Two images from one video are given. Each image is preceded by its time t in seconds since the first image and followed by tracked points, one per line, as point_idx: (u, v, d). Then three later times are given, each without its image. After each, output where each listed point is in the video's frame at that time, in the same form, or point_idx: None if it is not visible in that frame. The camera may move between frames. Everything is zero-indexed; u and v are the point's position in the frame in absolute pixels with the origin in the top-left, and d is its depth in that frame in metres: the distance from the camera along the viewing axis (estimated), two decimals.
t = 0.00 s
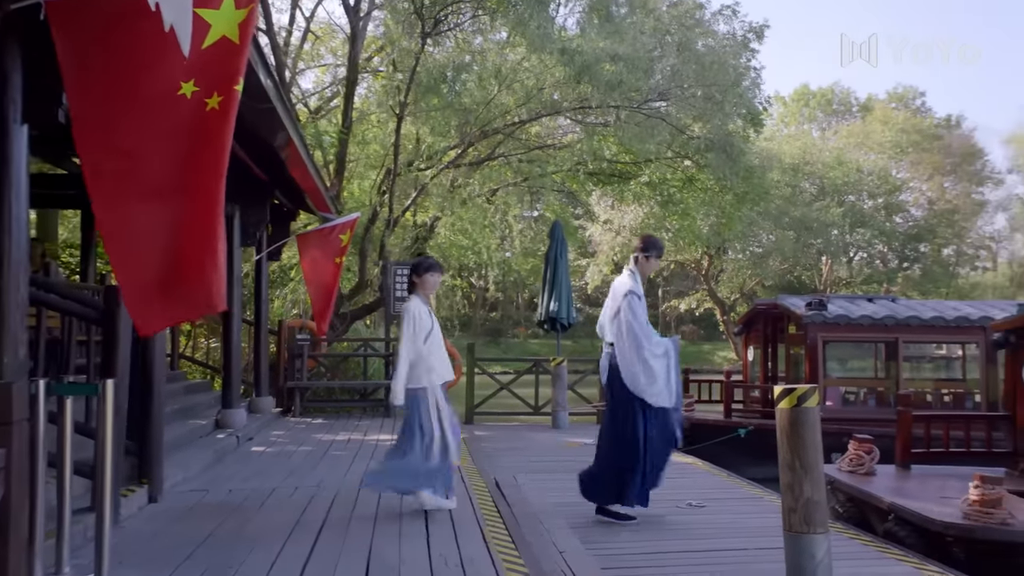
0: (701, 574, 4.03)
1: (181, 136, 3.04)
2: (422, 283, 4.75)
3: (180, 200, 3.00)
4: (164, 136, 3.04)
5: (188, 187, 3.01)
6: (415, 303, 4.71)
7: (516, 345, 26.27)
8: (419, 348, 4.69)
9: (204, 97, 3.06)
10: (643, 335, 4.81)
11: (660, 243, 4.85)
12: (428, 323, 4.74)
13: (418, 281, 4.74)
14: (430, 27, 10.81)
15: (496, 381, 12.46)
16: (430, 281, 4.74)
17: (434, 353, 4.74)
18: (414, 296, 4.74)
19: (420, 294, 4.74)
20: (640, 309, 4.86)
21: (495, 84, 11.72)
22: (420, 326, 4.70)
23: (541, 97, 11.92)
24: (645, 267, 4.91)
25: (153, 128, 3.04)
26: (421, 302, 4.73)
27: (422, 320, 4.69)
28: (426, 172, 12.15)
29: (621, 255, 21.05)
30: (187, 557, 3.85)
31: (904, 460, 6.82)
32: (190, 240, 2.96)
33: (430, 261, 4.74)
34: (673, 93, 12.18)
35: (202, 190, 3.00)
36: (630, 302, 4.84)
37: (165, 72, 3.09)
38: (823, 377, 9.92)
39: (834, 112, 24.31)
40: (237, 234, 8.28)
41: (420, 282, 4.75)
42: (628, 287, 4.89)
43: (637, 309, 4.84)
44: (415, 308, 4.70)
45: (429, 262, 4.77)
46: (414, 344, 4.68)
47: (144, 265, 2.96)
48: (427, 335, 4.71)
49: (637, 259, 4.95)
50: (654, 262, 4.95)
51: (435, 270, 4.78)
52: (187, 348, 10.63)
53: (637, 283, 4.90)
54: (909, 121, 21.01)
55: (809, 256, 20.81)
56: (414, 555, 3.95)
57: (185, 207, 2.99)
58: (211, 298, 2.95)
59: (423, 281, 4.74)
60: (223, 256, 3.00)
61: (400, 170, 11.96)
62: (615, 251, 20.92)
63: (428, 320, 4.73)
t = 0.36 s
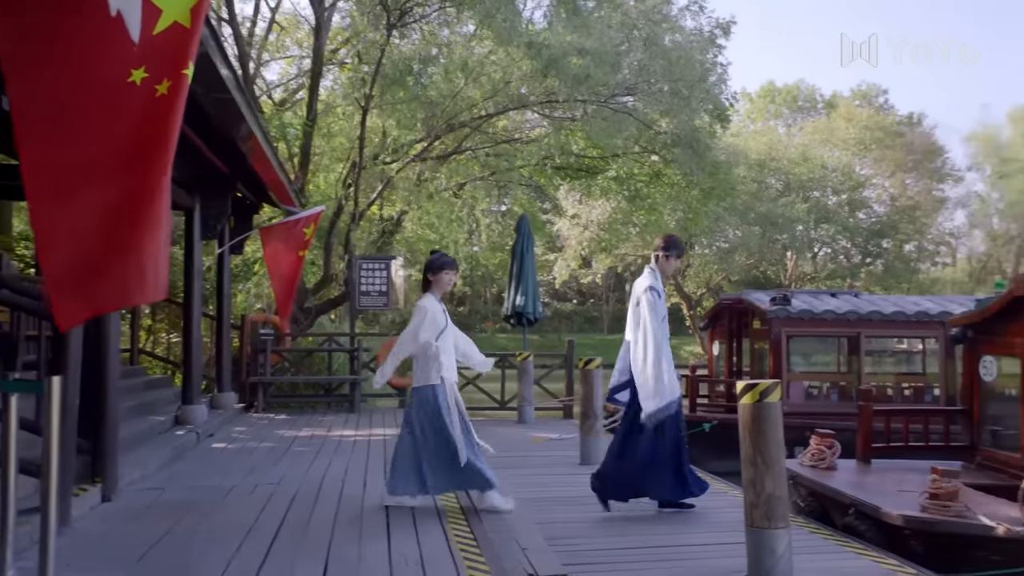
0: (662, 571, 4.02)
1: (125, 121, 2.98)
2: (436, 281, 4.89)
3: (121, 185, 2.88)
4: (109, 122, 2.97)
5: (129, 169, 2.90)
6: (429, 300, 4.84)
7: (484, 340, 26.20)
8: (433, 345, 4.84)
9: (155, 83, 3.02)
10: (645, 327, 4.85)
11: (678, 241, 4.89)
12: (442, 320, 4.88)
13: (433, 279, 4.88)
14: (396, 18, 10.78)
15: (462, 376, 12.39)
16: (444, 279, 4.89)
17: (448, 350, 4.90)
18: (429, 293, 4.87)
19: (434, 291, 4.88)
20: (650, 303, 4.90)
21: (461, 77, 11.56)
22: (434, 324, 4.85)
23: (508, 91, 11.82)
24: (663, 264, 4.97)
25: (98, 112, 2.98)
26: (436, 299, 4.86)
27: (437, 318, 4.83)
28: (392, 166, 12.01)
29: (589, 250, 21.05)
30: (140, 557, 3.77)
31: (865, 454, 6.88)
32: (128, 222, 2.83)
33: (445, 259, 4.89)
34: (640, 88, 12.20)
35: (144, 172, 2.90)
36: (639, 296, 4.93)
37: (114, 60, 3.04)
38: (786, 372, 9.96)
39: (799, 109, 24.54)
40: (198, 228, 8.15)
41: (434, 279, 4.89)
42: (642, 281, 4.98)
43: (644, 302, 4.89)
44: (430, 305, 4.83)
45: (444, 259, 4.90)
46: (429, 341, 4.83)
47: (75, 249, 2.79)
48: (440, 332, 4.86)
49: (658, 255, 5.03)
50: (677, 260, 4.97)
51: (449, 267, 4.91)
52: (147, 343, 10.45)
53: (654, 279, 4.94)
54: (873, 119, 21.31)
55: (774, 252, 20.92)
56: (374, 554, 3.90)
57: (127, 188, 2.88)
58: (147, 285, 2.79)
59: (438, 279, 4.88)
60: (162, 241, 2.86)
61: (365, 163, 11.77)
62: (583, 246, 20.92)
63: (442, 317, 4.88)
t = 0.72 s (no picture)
0: (605, 569, 4.00)
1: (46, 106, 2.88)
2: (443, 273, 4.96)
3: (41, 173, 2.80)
4: (29, 109, 2.85)
5: (50, 160, 2.83)
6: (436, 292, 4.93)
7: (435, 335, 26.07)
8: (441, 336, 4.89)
9: (80, 68, 2.93)
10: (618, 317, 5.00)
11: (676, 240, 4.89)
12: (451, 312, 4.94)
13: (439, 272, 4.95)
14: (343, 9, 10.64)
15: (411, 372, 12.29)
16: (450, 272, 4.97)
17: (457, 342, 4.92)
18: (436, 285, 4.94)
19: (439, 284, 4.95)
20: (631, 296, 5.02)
21: (410, 70, 11.26)
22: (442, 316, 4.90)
23: (457, 84, 11.73)
24: (659, 261, 5.00)
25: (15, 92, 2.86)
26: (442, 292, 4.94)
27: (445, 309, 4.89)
28: (340, 159, 11.76)
29: (540, 245, 21.03)
30: (67, 560, 3.64)
31: (807, 447, 6.97)
32: (45, 216, 2.76)
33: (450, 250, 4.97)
34: (590, 83, 12.21)
35: (67, 164, 2.83)
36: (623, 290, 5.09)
37: (36, 35, 2.91)
38: (732, 366, 10.07)
39: (747, 106, 24.87)
40: (137, 221, 7.92)
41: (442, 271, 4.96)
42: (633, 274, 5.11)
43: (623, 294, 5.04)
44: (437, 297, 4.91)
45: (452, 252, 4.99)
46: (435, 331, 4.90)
47: (0, 240, 2.71)
48: (448, 324, 4.90)
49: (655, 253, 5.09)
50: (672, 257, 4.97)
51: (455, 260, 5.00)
52: (84, 338, 10.16)
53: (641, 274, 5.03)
54: (817, 117, 21.95)
55: (723, 248, 21.10)
56: (313, 555, 3.82)
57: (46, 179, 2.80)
58: (67, 286, 2.75)
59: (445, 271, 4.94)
60: (86, 242, 2.83)
61: (312, 156, 11.54)
62: (534, 240, 20.91)
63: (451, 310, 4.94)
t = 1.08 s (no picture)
0: (554, 568, 3.99)
1: None
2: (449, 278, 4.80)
3: None
4: None
5: None
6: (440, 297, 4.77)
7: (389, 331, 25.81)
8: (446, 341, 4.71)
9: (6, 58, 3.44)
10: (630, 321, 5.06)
11: (676, 239, 4.86)
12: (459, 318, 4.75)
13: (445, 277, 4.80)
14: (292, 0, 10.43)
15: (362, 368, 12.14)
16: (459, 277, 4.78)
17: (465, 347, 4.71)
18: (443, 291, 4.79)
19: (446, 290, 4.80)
20: (639, 296, 5.06)
21: (361, 62, 11.13)
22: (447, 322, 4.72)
23: (410, 78, 11.47)
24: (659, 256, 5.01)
25: None
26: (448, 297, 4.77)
27: (450, 314, 4.73)
28: (289, 153, 11.44)
29: (495, 240, 20.95)
30: None
31: (757, 441, 7.02)
32: None
33: (459, 257, 4.80)
34: (544, 78, 12.15)
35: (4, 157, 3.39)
36: (628, 289, 5.10)
37: None
38: (684, 361, 10.12)
39: (700, 104, 25.09)
40: (76, 214, 7.69)
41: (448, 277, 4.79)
42: (634, 271, 5.09)
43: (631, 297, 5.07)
44: (442, 303, 4.75)
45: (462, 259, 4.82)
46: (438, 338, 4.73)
47: None
48: (454, 329, 4.72)
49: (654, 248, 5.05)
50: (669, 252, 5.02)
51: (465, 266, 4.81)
52: (23, 335, 9.86)
53: (644, 272, 5.03)
54: (768, 115, 22.28)
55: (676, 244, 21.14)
56: (255, 557, 3.73)
57: None
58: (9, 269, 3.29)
59: (451, 276, 4.78)
60: (21, 235, 3.34)
61: (261, 149, 11.33)
62: (488, 236, 20.80)
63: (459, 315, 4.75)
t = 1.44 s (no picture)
0: (503, 567, 3.98)
1: None
2: (470, 284, 4.73)
3: None
4: None
5: None
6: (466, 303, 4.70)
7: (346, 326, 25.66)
8: (473, 350, 4.68)
9: None
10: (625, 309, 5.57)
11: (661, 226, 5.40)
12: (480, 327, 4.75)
13: (468, 284, 4.72)
14: None
15: (315, 365, 11.98)
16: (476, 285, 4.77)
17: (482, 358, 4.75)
18: (467, 296, 4.71)
19: (468, 295, 4.72)
20: (626, 284, 5.58)
21: (314, 55, 10.96)
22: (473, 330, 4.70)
23: (364, 71, 11.40)
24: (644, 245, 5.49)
25: None
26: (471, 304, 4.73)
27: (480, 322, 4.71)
28: (240, 146, 11.35)
29: (452, 236, 20.84)
30: None
31: (709, 437, 7.03)
32: None
33: (479, 263, 4.79)
34: (499, 73, 12.12)
35: None
36: (612, 280, 5.60)
37: None
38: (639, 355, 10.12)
39: (657, 101, 25.23)
40: (16, 208, 7.49)
41: (472, 282, 4.73)
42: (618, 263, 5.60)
43: (617, 285, 5.57)
44: (471, 309, 4.70)
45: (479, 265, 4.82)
46: (467, 345, 4.66)
47: None
48: (478, 337, 4.71)
49: (633, 237, 5.60)
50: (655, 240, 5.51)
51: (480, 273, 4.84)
52: None
53: (628, 260, 5.53)
54: (723, 113, 22.53)
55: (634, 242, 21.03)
56: (196, 559, 3.64)
57: None
58: None
59: (473, 285, 4.71)
60: None
61: (212, 142, 11.16)
62: (445, 232, 20.64)
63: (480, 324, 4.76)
